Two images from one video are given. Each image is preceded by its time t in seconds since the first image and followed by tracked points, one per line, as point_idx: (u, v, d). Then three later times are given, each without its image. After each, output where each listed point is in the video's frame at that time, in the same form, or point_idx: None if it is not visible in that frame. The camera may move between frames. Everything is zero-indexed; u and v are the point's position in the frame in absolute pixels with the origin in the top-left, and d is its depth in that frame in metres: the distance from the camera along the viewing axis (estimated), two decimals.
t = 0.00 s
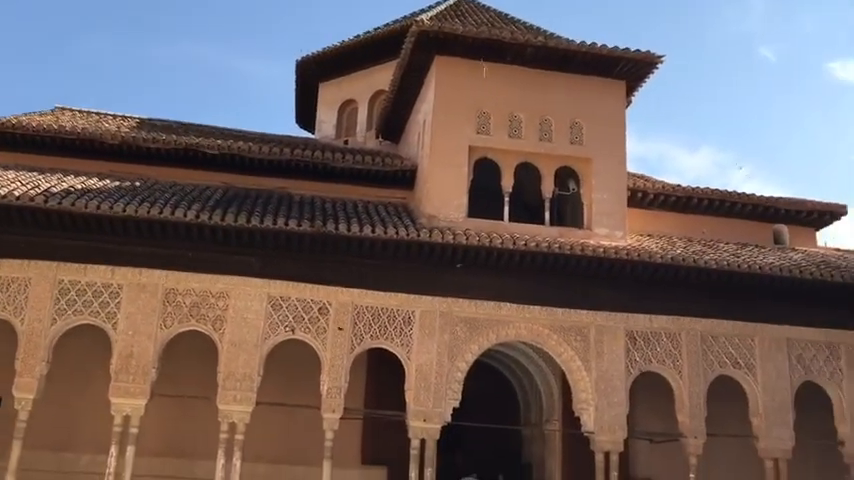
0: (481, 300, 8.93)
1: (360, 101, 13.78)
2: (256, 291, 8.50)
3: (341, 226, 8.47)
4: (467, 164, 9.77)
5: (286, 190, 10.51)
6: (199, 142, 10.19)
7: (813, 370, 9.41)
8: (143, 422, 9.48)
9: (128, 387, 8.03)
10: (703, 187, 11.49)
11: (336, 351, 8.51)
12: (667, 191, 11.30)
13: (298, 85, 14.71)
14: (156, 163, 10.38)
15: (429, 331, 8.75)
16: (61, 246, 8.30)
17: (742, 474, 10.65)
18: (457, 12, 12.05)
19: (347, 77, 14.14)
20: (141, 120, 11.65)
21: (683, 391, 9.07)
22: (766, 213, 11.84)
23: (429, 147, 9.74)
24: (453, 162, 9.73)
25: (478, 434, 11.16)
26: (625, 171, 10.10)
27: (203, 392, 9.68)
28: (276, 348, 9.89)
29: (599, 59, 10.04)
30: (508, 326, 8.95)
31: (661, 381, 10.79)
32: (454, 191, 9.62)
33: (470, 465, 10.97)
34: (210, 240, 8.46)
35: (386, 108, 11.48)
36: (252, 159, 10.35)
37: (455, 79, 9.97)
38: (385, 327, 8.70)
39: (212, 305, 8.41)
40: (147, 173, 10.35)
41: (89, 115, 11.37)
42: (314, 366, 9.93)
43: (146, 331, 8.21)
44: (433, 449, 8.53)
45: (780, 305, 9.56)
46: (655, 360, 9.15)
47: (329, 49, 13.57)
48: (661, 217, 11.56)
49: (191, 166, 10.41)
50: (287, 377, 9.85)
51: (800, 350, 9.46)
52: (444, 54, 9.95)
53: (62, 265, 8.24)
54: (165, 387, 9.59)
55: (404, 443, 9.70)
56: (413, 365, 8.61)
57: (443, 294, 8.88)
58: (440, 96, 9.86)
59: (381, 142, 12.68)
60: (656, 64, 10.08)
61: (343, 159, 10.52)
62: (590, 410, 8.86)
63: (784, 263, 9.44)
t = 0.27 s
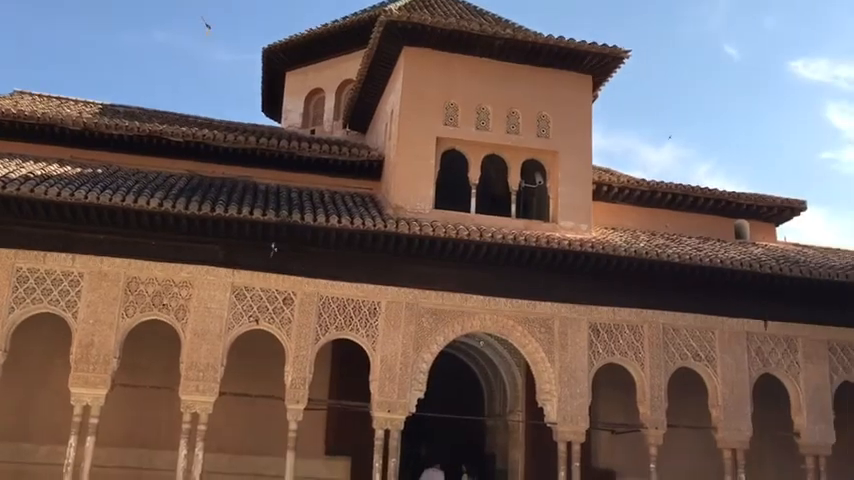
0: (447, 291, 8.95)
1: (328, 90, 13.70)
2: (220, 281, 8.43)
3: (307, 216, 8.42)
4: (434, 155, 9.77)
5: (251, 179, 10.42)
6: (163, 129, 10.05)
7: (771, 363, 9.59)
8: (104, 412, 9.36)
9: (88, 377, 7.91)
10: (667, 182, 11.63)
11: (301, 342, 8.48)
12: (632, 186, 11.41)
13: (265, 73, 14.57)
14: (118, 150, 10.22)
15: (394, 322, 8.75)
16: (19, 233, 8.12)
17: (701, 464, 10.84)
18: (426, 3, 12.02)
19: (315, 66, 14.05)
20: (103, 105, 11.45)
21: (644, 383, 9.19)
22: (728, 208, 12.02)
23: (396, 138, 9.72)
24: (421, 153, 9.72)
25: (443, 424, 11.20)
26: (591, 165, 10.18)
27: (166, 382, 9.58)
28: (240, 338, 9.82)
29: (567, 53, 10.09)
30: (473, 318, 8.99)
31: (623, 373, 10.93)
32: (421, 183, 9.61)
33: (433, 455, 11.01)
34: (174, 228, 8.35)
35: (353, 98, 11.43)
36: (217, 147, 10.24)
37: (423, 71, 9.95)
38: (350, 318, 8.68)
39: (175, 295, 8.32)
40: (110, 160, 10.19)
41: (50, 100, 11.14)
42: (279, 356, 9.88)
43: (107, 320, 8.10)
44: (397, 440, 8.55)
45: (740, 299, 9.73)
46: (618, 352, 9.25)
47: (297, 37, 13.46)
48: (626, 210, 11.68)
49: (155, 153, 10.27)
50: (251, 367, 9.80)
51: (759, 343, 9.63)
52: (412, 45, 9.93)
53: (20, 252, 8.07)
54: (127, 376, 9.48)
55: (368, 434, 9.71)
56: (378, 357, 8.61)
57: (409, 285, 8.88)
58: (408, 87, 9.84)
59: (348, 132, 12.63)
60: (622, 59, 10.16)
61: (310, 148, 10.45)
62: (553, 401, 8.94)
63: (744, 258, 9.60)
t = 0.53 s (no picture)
0: (423, 284, 8.96)
1: (305, 82, 13.63)
2: (194, 273, 8.37)
3: (283, 208, 8.38)
4: (411, 148, 9.76)
5: (227, 170, 10.34)
6: (137, 119, 9.94)
7: (742, 356, 9.71)
8: (75, 404, 9.26)
9: (59, 369, 7.83)
10: (642, 177, 11.72)
11: (275, 334, 8.45)
12: (607, 180, 11.49)
13: (241, 64, 14.45)
14: (91, 140, 10.09)
15: (369, 315, 8.74)
16: None
17: (672, 457, 10.97)
18: None
19: (291, 57, 13.97)
20: (76, 94, 11.30)
21: (618, 376, 9.27)
22: (702, 203, 12.14)
23: (373, 131, 9.70)
24: (397, 146, 9.71)
25: (417, 417, 11.22)
26: (567, 160, 10.23)
27: (138, 374, 9.51)
28: (214, 330, 9.75)
29: (544, 48, 10.12)
30: (449, 311, 9.01)
31: (597, 367, 11.01)
32: (397, 175, 9.60)
33: (408, 448, 11.03)
34: (148, 220, 8.27)
35: (330, 90, 11.38)
36: (192, 138, 10.14)
37: (400, 63, 9.93)
38: (325, 310, 8.66)
39: (149, 286, 8.25)
40: (82, 149, 10.06)
41: (21, 88, 10.97)
42: (254, 349, 9.84)
43: (79, 311, 8.01)
44: (372, 432, 8.56)
45: (713, 293, 9.84)
46: (592, 345, 9.32)
47: (273, 28, 13.38)
48: (601, 205, 11.76)
49: (128, 143, 10.15)
50: (225, 360, 9.75)
51: (731, 338, 9.75)
52: (390, 37, 9.90)
53: None
54: (99, 369, 9.39)
55: (342, 426, 9.70)
56: (353, 349, 8.60)
57: (384, 277, 8.88)
58: (385, 80, 9.81)
59: (325, 124, 12.58)
60: (599, 54, 10.21)
61: (286, 140, 10.40)
62: (527, 394, 8.99)
63: (717, 253, 9.71)
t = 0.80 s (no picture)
0: (403, 278, 8.96)
1: (285, 74, 13.57)
2: (173, 266, 8.31)
3: (262, 201, 8.34)
4: (392, 141, 9.74)
5: (206, 162, 10.27)
6: (115, 111, 9.85)
7: (719, 350, 9.81)
8: (51, 397, 9.18)
9: (35, 362, 7.75)
10: (622, 172, 11.78)
11: (255, 327, 8.41)
12: (587, 175, 11.53)
13: (220, 55, 14.34)
14: (68, 131, 9.98)
15: (349, 309, 8.73)
16: None
17: (650, 449, 11.06)
18: None
19: (272, 49, 13.89)
20: (53, 85, 11.16)
21: (596, 369, 9.33)
22: (680, 199, 12.23)
23: (354, 124, 9.67)
24: (378, 139, 9.68)
25: (397, 410, 11.24)
26: (547, 154, 10.26)
27: (116, 367, 9.44)
28: (193, 324, 9.70)
29: (525, 42, 10.13)
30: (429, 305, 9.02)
31: (576, 360, 11.08)
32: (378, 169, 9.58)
33: (387, 441, 11.05)
34: (126, 212, 8.19)
35: (311, 83, 11.33)
36: (171, 130, 10.06)
37: (381, 56, 9.91)
38: (305, 304, 8.64)
39: (127, 279, 8.18)
40: (59, 141, 9.94)
41: None
42: (233, 342, 9.79)
43: (56, 304, 7.93)
44: (351, 426, 8.56)
45: (691, 288, 9.92)
46: (571, 339, 9.37)
47: (253, 19, 13.29)
48: (580, 200, 11.81)
49: (106, 135, 10.05)
50: (203, 353, 9.70)
51: (708, 331, 9.84)
52: (371, 30, 9.87)
53: None
54: (75, 362, 9.31)
55: (322, 420, 9.69)
56: (333, 343, 8.59)
57: (365, 271, 8.87)
58: (366, 73, 9.79)
59: (305, 117, 12.53)
60: (580, 49, 10.24)
61: (265, 133, 10.34)
62: (506, 388, 9.02)
63: (695, 248, 9.79)
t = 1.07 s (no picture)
0: (384, 272, 8.95)
1: (265, 67, 13.50)
2: (152, 260, 8.26)
3: (242, 195, 8.30)
4: (374, 135, 9.72)
5: (186, 155, 10.20)
6: (93, 103, 9.75)
7: (698, 343, 9.89)
8: (29, 393, 9.10)
9: (12, 357, 7.67)
10: (602, 166, 11.84)
11: (235, 321, 8.38)
12: (568, 170, 11.59)
13: (200, 48, 14.23)
14: (45, 124, 9.86)
15: (330, 302, 8.72)
16: None
17: (629, 442, 11.14)
18: None
19: (252, 41, 13.81)
20: (29, 77, 11.03)
21: (576, 363, 9.38)
22: (660, 193, 12.31)
23: (335, 117, 9.64)
24: (359, 132, 9.66)
25: (378, 404, 11.25)
26: (528, 148, 10.28)
27: (95, 362, 9.38)
28: (172, 318, 9.64)
29: (506, 36, 10.14)
30: (410, 298, 9.02)
31: (557, 353, 11.13)
32: (359, 162, 9.56)
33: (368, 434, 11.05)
34: (104, 205, 8.12)
35: (292, 76, 11.28)
36: (150, 123, 9.98)
37: (361, 49, 9.88)
38: (286, 297, 8.61)
39: (106, 273, 8.11)
40: (36, 133, 9.83)
41: None
42: (214, 336, 9.75)
43: (33, 298, 7.85)
44: (332, 420, 8.55)
45: (670, 281, 9.99)
46: (551, 332, 9.41)
47: (234, 12, 13.21)
48: (561, 194, 11.85)
49: (84, 127, 9.95)
50: (183, 347, 9.65)
51: (687, 325, 9.92)
52: (352, 23, 9.84)
53: None
54: (54, 357, 9.23)
55: (303, 414, 9.68)
56: (314, 336, 8.57)
57: (345, 265, 8.85)
58: (347, 66, 9.76)
59: (286, 110, 12.48)
60: (560, 44, 10.27)
61: (246, 126, 10.29)
62: (487, 381, 9.05)
63: (674, 242, 9.86)
